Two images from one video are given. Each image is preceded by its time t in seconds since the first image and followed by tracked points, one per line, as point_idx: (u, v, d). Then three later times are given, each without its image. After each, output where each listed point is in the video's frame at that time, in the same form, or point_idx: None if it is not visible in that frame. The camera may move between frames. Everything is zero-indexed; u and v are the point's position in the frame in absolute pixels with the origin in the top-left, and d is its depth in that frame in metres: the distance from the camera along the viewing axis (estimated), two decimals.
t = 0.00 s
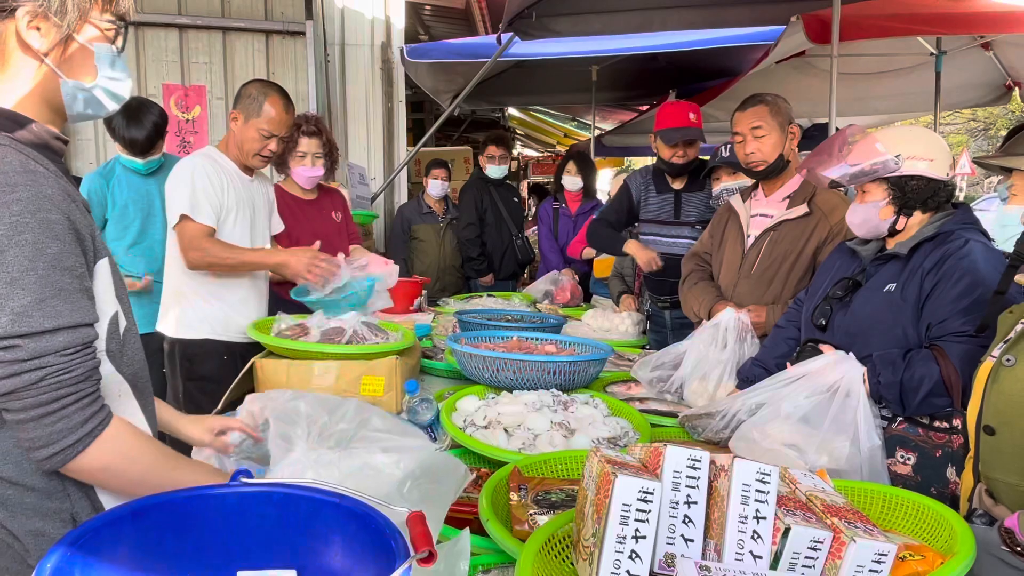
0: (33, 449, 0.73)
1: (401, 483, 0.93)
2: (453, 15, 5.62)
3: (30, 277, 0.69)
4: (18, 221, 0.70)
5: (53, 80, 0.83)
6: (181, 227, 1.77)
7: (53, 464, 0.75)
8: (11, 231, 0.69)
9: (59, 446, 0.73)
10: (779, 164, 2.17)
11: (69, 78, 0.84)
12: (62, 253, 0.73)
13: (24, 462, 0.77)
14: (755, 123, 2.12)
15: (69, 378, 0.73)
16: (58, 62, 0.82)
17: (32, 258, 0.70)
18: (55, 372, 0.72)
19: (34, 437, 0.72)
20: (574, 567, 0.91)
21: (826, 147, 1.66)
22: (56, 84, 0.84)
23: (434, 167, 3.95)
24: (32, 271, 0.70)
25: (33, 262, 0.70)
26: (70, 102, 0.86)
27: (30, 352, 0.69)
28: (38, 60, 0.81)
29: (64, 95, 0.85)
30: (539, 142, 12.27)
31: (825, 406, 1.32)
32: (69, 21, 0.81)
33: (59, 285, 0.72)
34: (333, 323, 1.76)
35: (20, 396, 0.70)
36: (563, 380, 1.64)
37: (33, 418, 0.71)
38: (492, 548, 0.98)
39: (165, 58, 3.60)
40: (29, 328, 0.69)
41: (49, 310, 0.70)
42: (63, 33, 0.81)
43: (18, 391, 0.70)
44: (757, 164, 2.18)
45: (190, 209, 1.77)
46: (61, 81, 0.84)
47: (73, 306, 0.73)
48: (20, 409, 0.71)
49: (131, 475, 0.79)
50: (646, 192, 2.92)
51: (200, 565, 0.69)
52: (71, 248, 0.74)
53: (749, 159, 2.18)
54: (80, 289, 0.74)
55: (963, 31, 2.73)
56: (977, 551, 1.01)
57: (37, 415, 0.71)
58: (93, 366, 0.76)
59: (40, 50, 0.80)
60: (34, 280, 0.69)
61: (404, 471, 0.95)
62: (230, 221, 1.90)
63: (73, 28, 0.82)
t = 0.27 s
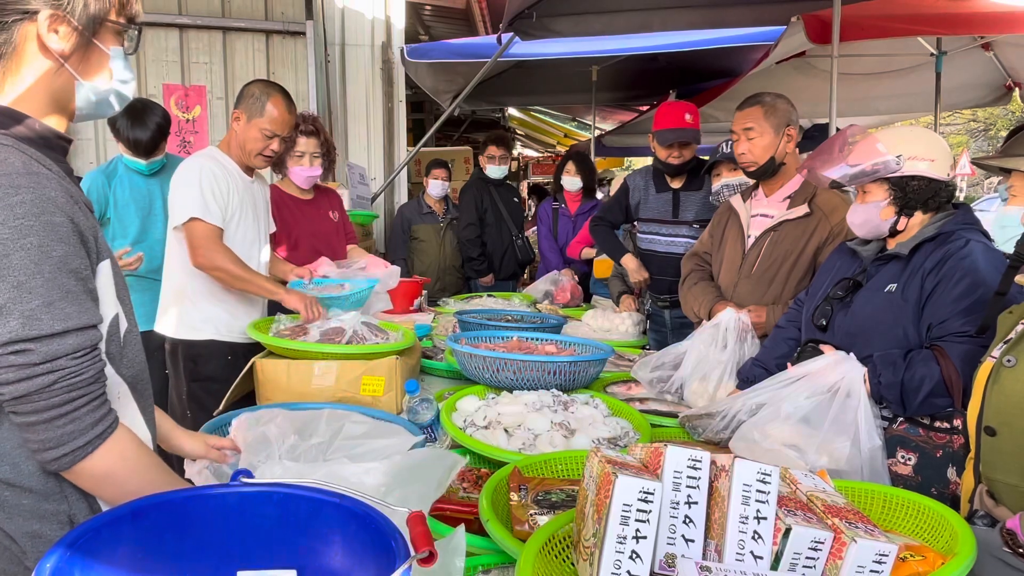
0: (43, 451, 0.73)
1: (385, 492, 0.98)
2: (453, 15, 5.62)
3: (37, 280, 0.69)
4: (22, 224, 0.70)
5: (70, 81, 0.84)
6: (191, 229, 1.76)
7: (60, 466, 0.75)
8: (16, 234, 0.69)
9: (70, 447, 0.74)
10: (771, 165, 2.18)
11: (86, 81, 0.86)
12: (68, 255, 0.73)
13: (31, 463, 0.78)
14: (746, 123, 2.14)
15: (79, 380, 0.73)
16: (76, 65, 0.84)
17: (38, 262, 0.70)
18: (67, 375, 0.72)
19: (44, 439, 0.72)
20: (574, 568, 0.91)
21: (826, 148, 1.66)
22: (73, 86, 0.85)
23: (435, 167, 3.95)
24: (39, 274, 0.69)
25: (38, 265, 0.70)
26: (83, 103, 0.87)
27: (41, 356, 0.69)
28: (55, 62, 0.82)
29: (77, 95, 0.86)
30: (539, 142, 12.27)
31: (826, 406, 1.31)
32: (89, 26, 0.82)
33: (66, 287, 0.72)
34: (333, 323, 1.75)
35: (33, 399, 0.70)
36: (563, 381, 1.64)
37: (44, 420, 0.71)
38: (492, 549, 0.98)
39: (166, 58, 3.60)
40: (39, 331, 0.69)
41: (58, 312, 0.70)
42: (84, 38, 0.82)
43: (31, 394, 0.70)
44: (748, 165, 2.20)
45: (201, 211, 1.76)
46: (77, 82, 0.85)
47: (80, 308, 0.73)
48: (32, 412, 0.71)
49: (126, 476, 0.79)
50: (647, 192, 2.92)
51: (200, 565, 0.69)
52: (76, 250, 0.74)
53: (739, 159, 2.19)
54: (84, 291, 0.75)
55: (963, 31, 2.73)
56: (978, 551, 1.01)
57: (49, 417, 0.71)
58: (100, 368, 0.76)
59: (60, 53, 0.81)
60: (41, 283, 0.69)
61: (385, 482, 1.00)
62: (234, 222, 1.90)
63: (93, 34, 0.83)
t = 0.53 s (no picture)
0: (59, 457, 0.74)
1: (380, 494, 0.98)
2: (453, 15, 5.62)
3: (48, 290, 0.70)
4: (31, 233, 0.69)
5: (81, 81, 0.85)
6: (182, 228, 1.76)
7: (71, 473, 0.76)
8: (26, 243, 0.69)
9: (85, 453, 0.75)
10: (757, 169, 2.22)
11: (96, 80, 0.86)
12: (78, 263, 0.73)
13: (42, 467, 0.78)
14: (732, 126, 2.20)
15: (92, 388, 0.74)
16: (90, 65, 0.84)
17: (48, 271, 0.70)
18: (81, 383, 0.73)
19: (56, 446, 0.73)
20: (574, 569, 0.91)
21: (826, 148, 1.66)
22: (84, 86, 0.85)
23: (435, 168, 3.95)
24: (50, 284, 0.70)
25: (50, 274, 0.70)
26: (93, 103, 0.88)
27: (56, 365, 0.70)
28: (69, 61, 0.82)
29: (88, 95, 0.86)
30: (539, 143, 12.27)
31: (826, 407, 1.31)
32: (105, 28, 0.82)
33: (76, 295, 0.72)
34: (333, 323, 1.75)
35: (48, 407, 0.71)
36: (562, 381, 1.64)
37: (58, 428, 0.73)
38: (492, 549, 0.98)
39: (165, 59, 3.60)
40: (52, 341, 0.69)
41: (70, 321, 0.71)
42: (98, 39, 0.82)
43: (45, 403, 0.71)
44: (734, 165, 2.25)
45: (192, 209, 1.76)
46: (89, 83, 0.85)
47: (90, 316, 0.74)
48: (45, 420, 0.72)
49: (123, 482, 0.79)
50: (647, 192, 2.92)
51: (199, 566, 0.69)
52: (84, 258, 0.74)
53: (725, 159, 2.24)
54: (93, 299, 0.75)
55: (963, 31, 2.73)
56: (979, 552, 1.01)
57: (63, 424, 0.73)
58: (110, 375, 0.78)
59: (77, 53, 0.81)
60: (52, 292, 0.70)
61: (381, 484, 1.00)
62: (229, 222, 1.89)
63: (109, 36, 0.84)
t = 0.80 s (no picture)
0: (64, 469, 0.75)
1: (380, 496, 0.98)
2: (453, 17, 5.63)
3: (57, 303, 0.70)
4: (43, 246, 0.70)
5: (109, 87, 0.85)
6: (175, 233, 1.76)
7: (75, 485, 0.77)
8: (39, 255, 0.69)
9: (90, 466, 0.76)
10: (749, 170, 2.29)
11: (125, 86, 0.87)
12: (88, 276, 0.74)
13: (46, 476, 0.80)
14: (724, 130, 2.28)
15: (98, 403, 0.75)
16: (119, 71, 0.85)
17: (59, 284, 0.70)
18: (87, 398, 0.74)
19: (61, 458, 0.74)
20: (574, 569, 0.91)
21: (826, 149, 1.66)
22: (112, 91, 0.86)
23: (435, 169, 3.96)
24: (60, 297, 0.70)
25: (60, 288, 0.70)
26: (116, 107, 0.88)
27: (64, 379, 0.71)
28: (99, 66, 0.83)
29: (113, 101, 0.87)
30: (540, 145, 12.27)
31: (826, 408, 1.31)
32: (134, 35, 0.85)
33: (86, 308, 0.73)
34: (334, 324, 1.76)
35: (54, 421, 0.72)
36: (562, 383, 1.64)
37: (63, 441, 0.74)
38: (493, 550, 0.98)
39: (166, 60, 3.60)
40: (60, 355, 0.70)
41: (79, 335, 0.72)
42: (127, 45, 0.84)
43: (51, 417, 0.72)
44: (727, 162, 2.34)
45: (185, 213, 1.76)
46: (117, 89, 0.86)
47: (99, 329, 0.74)
48: (51, 433, 0.73)
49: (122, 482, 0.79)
50: (648, 193, 2.92)
51: (199, 565, 0.69)
52: (94, 271, 0.75)
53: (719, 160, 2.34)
54: (101, 311, 0.76)
55: (963, 32, 2.73)
56: (980, 553, 1.00)
57: (68, 437, 0.74)
58: (117, 388, 0.78)
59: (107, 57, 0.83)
60: (61, 305, 0.70)
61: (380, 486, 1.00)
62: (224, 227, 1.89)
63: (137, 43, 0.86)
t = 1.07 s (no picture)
0: (81, 482, 0.75)
1: (381, 497, 0.99)
2: (453, 18, 5.64)
3: (85, 313, 0.70)
4: (74, 254, 0.70)
5: (149, 94, 0.87)
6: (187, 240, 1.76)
7: (90, 497, 0.77)
8: (69, 264, 0.69)
9: (107, 478, 0.77)
10: (749, 171, 2.30)
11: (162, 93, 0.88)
12: (115, 286, 0.74)
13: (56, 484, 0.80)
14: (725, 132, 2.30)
15: (120, 415, 0.76)
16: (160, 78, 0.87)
17: (88, 293, 0.70)
18: (112, 409, 0.74)
19: (78, 471, 0.74)
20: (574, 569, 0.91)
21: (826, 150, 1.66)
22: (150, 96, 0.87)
23: (436, 170, 3.96)
24: (87, 306, 0.70)
25: (88, 298, 0.70)
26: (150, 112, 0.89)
27: (89, 391, 0.71)
28: (146, 73, 0.84)
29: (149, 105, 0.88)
30: (540, 146, 12.29)
31: (825, 408, 1.31)
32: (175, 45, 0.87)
33: (112, 319, 0.73)
34: (335, 325, 1.76)
35: (75, 433, 0.72)
36: (563, 383, 1.64)
37: (84, 453, 0.74)
38: (493, 550, 0.98)
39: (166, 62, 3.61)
40: (88, 365, 0.70)
41: (104, 345, 0.72)
42: (170, 55, 0.87)
43: (74, 429, 0.72)
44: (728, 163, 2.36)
45: (195, 221, 1.76)
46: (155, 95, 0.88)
47: (122, 339, 0.75)
48: (73, 445, 0.73)
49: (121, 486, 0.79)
50: (648, 194, 2.92)
51: (202, 564, 0.69)
52: (120, 280, 0.75)
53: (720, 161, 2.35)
54: (125, 321, 0.76)
55: (963, 32, 2.73)
56: (979, 553, 1.01)
57: (90, 449, 0.74)
58: (136, 400, 0.79)
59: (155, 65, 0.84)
60: (89, 315, 0.70)
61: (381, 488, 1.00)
62: (230, 232, 1.90)
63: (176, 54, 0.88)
